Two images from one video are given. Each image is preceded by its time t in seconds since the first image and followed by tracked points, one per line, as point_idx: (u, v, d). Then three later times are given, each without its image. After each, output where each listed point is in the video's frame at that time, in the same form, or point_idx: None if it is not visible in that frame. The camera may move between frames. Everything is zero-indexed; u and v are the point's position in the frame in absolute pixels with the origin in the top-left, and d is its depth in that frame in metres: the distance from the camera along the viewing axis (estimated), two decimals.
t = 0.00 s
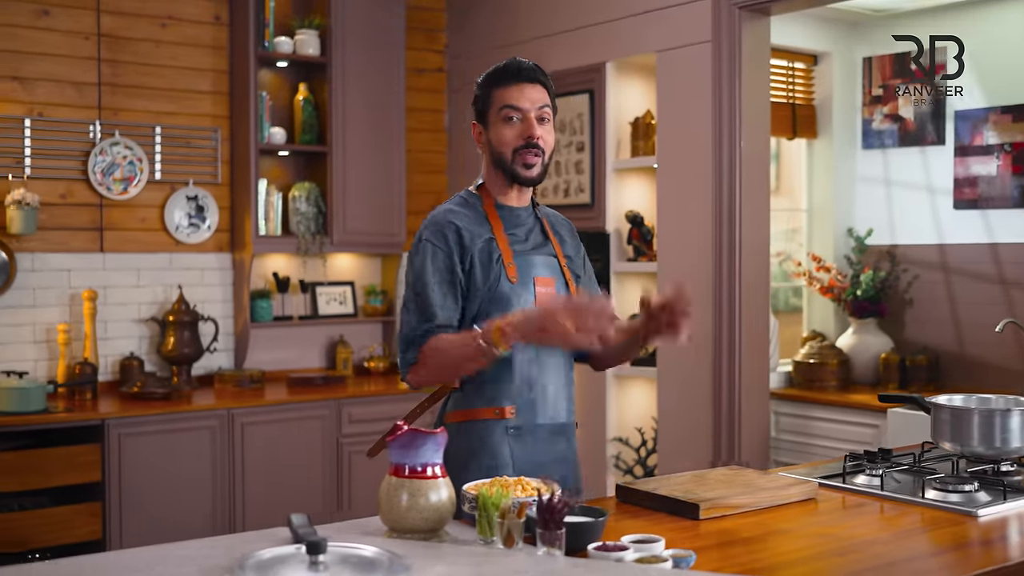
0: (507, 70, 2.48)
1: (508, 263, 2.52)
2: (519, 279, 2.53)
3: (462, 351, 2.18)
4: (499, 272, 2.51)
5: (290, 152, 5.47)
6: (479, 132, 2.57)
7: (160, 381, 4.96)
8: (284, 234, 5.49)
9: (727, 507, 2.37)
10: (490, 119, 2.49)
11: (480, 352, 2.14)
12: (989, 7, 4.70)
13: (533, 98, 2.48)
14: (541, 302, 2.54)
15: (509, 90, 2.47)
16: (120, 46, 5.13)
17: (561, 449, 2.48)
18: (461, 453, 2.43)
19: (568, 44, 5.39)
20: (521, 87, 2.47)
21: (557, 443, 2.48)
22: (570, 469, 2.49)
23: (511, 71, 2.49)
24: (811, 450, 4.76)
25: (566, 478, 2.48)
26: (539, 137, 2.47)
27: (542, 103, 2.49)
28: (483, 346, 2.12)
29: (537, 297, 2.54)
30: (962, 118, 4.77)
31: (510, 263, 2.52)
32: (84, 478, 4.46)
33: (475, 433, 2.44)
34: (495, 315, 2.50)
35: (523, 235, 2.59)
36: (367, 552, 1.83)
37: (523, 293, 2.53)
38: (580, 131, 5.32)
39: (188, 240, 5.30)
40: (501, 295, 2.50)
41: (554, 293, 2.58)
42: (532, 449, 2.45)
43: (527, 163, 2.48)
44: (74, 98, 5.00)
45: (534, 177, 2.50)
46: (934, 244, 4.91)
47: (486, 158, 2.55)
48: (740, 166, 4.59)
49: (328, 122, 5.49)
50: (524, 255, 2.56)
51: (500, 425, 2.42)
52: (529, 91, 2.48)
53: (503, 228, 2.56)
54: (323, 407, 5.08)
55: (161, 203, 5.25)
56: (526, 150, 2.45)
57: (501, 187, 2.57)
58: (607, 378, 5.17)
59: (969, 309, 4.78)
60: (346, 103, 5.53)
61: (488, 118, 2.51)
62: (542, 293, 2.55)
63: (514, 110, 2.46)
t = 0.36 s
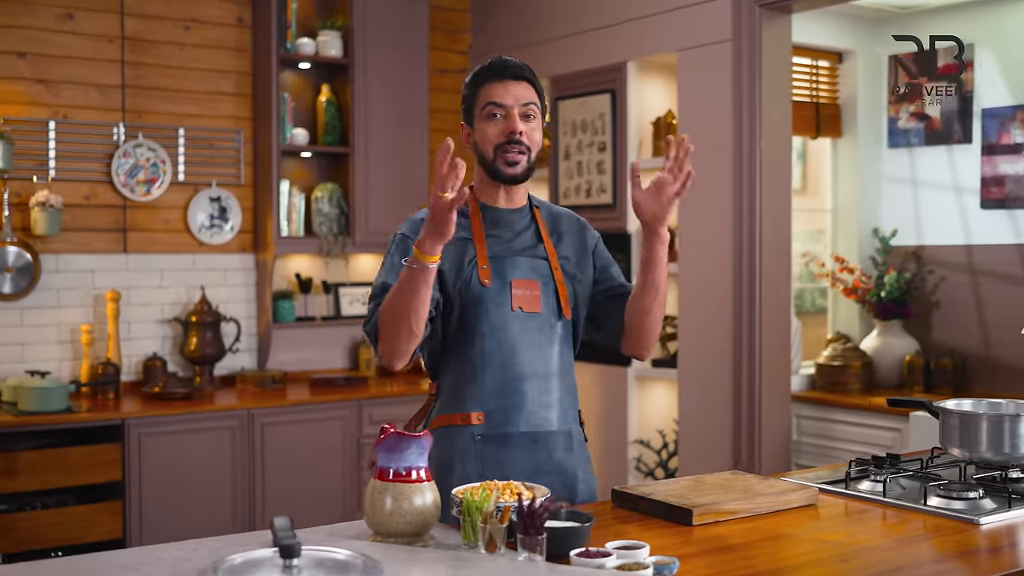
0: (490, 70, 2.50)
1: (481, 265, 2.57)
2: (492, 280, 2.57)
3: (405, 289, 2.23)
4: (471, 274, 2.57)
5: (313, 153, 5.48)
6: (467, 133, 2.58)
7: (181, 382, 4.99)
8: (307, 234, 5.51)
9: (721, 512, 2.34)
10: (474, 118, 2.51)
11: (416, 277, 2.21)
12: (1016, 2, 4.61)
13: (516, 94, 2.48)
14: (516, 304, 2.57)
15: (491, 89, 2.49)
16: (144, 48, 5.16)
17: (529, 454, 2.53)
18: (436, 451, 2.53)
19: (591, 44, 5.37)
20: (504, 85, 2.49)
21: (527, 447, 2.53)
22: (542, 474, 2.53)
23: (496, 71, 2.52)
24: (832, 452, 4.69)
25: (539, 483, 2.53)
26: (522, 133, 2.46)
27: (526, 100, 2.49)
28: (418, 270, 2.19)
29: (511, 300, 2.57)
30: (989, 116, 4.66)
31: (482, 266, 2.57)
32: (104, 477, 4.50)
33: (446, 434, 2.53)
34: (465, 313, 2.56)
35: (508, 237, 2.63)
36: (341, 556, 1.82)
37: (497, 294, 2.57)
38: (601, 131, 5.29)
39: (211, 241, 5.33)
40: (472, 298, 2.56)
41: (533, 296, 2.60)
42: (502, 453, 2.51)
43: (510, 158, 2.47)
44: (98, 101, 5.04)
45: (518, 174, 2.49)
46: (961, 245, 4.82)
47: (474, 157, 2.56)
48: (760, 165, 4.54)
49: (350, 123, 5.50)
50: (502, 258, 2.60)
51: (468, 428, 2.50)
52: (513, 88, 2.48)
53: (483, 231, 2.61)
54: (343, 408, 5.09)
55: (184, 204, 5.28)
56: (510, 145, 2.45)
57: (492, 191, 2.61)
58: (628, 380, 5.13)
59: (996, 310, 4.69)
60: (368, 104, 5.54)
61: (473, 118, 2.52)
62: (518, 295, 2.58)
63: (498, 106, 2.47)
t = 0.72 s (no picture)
0: (521, 75, 2.56)
1: (497, 271, 2.62)
2: (507, 287, 2.61)
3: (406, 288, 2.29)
4: (487, 280, 2.62)
5: (339, 156, 5.51)
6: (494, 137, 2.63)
7: (208, 384, 5.04)
8: (334, 237, 5.54)
9: (720, 521, 2.32)
10: (502, 121, 2.56)
11: (414, 274, 2.26)
12: None
13: (545, 100, 2.54)
14: (531, 310, 2.60)
15: (520, 93, 2.54)
16: (172, 53, 5.22)
17: (543, 460, 2.56)
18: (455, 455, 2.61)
19: (617, 45, 5.35)
20: (534, 91, 2.54)
21: (541, 453, 2.55)
22: (557, 480, 2.55)
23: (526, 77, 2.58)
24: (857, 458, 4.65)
25: (553, 489, 2.56)
26: (547, 139, 2.51)
27: (554, 107, 2.54)
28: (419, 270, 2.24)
29: (526, 305, 2.61)
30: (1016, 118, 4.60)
31: (498, 271, 2.62)
32: (130, 477, 4.56)
33: (464, 439, 2.60)
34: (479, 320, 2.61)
35: (529, 242, 2.67)
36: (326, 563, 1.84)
37: (511, 300, 2.61)
38: (627, 134, 5.27)
39: (238, 244, 5.38)
40: (486, 303, 2.61)
41: (550, 301, 2.62)
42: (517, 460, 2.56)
43: (534, 162, 2.53)
44: (127, 105, 5.11)
45: (539, 177, 2.54)
46: (990, 248, 4.75)
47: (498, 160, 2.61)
48: (784, 168, 4.50)
49: (376, 126, 5.53)
50: (519, 263, 2.64)
51: (483, 433, 2.56)
52: (543, 95, 2.54)
53: (503, 236, 2.66)
54: (367, 410, 5.11)
55: (212, 207, 5.33)
56: (535, 149, 2.50)
57: (512, 199, 2.66)
58: (653, 383, 5.11)
59: None
60: (395, 107, 5.56)
61: (501, 121, 2.58)
62: (534, 301, 2.61)
63: (526, 110, 2.53)
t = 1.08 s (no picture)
0: (546, 74, 2.67)
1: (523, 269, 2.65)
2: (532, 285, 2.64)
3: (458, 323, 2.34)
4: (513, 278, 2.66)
5: (361, 157, 5.55)
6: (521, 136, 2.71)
7: (230, 382, 5.10)
8: (356, 237, 5.57)
9: (711, 521, 2.31)
10: (530, 117, 2.65)
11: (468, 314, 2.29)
12: None
13: (572, 95, 2.64)
14: (556, 308, 2.64)
15: (547, 89, 2.64)
16: (196, 56, 5.28)
17: (566, 457, 2.59)
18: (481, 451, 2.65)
19: (638, 45, 5.34)
20: (561, 86, 2.64)
21: (564, 451, 2.59)
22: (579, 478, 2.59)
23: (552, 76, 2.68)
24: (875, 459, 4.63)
25: (577, 486, 2.59)
26: (576, 128, 2.60)
27: (581, 100, 2.64)
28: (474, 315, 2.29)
29: (551, 304, 2.64)
30: None
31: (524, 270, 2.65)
32: (152, 475, 4.62)
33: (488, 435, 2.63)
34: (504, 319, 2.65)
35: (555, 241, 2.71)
36: (305, 560, 1.87)
37: (536, 298, 2.64)
38: (647, 133, 5.26)
39: (261, 244, 5.43)
40: (512, 301, 2.64)
41: (575, 300, 2.66)
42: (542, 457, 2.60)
43: (563, 151, 2.60)
44: (152, 107, 5.17)
45: (570, 167, 2.61)
46: (1013, 248, 4.68)
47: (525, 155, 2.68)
48: (802, 167, 4.47)
49: (398, 127, 5.56)
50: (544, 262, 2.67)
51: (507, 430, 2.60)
52: (570, 91, 2.64)
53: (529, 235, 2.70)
54: (387, 409, 5.14)
55: (235, 208, 5.39)
56: (564, 138, 2.58)
57: (541, 197, 2.71)
58: (673, 384, 5.10)
59: None
60: (418, 108, 5.59)
61: (528, 117, 2.67)
62: (559, 299, 2.65)
63: (554, 103, 2.62)
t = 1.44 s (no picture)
0: (596, 83, 2.59)
1: (549, 272, 2.75)
2: (558, 288, 2.74)
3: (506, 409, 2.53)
4: (539, 280, 2.75)
5: (382, 157, 5.59)
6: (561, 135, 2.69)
7: (251, 380, 5.16)
8: (377, 237, 5.61)
9: (696, 519, 2.32)
10: (573, 129, 2.61)
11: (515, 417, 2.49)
12: None
13: (618, 117, 2.58)
14: (580, 311, 2.75)
15: (595, 105, 2.58)
16: (218, 57, 5.34)
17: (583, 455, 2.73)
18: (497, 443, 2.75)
19: (656, 44, 5.34)
20: (608, 104, 2.58)
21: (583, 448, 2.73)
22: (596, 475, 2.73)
23: (602, 84, 2.60)
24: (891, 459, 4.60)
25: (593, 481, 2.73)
26: (617, 157, 2.60)
27: (627, 123, 2.60)
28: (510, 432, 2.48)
29: (576, 307, 2.75)
30: None
31: (550, 272, 2.75)
32: (172, 471, 4.69)
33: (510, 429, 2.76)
34: (530, 320, 2.75)
35: (582, 243, 2.79)
36: (280, 554, 1.90)
37: (562, 301, 2.74)
38: (666, 132, 5.25)
39: (283, 243, 5.48)
40: (537, 303, 2.74)
41: (599, 303, 2.76)
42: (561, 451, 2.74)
43: (598, 179, 2.62)
44: (175, 108, 5.24)
45: (603, 194, 2.64)
46: None
47: (562, 161, 2.69)
48: (818, 166, 4.45)
49: (419, 127, 5.59)
50: (570, 264, 2.76)
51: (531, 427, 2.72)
52: (617, 111, 2.58)
53: (557, 236, 2.77)
54: (405, 407, 5.17)
55: (257, 207, 5.44)
56: (602, 170, 2.59)
57: (569, 200, 2.77)
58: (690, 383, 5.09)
59: None
60: (439, 108, 5.62)
61: (571, 125, 2.63)
62: (583, 303, 2.75)
63: (599, 127, 2.58)
